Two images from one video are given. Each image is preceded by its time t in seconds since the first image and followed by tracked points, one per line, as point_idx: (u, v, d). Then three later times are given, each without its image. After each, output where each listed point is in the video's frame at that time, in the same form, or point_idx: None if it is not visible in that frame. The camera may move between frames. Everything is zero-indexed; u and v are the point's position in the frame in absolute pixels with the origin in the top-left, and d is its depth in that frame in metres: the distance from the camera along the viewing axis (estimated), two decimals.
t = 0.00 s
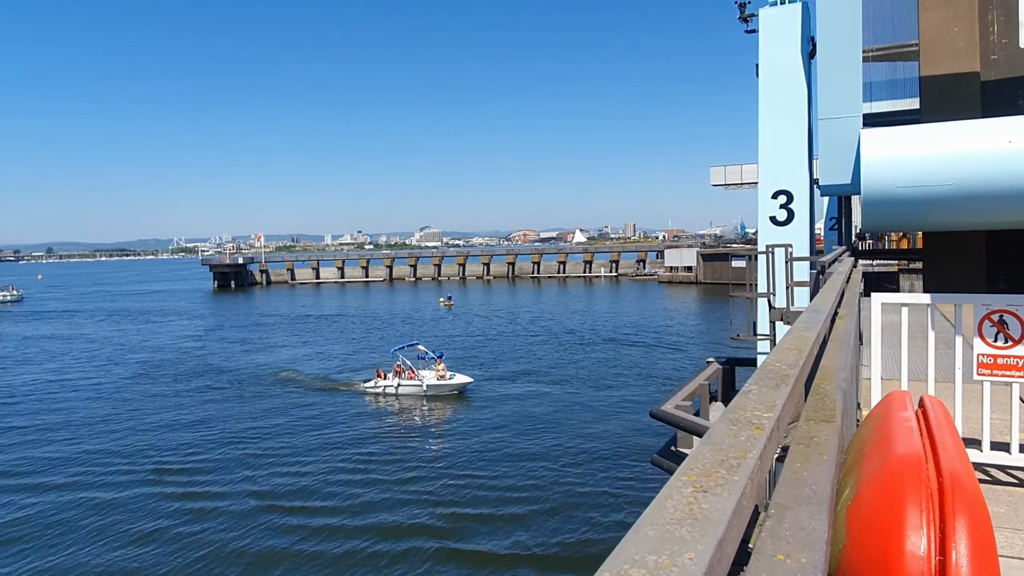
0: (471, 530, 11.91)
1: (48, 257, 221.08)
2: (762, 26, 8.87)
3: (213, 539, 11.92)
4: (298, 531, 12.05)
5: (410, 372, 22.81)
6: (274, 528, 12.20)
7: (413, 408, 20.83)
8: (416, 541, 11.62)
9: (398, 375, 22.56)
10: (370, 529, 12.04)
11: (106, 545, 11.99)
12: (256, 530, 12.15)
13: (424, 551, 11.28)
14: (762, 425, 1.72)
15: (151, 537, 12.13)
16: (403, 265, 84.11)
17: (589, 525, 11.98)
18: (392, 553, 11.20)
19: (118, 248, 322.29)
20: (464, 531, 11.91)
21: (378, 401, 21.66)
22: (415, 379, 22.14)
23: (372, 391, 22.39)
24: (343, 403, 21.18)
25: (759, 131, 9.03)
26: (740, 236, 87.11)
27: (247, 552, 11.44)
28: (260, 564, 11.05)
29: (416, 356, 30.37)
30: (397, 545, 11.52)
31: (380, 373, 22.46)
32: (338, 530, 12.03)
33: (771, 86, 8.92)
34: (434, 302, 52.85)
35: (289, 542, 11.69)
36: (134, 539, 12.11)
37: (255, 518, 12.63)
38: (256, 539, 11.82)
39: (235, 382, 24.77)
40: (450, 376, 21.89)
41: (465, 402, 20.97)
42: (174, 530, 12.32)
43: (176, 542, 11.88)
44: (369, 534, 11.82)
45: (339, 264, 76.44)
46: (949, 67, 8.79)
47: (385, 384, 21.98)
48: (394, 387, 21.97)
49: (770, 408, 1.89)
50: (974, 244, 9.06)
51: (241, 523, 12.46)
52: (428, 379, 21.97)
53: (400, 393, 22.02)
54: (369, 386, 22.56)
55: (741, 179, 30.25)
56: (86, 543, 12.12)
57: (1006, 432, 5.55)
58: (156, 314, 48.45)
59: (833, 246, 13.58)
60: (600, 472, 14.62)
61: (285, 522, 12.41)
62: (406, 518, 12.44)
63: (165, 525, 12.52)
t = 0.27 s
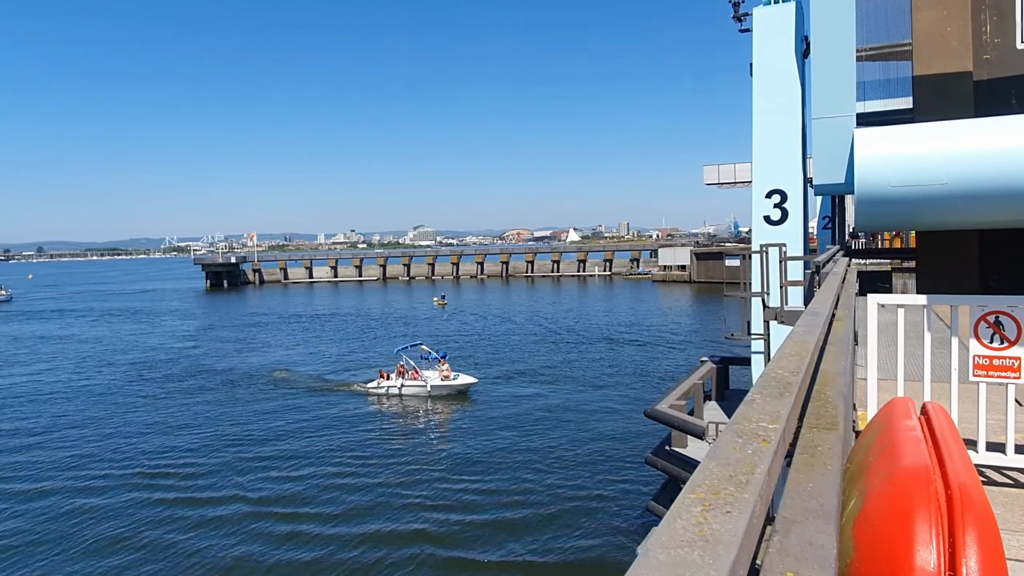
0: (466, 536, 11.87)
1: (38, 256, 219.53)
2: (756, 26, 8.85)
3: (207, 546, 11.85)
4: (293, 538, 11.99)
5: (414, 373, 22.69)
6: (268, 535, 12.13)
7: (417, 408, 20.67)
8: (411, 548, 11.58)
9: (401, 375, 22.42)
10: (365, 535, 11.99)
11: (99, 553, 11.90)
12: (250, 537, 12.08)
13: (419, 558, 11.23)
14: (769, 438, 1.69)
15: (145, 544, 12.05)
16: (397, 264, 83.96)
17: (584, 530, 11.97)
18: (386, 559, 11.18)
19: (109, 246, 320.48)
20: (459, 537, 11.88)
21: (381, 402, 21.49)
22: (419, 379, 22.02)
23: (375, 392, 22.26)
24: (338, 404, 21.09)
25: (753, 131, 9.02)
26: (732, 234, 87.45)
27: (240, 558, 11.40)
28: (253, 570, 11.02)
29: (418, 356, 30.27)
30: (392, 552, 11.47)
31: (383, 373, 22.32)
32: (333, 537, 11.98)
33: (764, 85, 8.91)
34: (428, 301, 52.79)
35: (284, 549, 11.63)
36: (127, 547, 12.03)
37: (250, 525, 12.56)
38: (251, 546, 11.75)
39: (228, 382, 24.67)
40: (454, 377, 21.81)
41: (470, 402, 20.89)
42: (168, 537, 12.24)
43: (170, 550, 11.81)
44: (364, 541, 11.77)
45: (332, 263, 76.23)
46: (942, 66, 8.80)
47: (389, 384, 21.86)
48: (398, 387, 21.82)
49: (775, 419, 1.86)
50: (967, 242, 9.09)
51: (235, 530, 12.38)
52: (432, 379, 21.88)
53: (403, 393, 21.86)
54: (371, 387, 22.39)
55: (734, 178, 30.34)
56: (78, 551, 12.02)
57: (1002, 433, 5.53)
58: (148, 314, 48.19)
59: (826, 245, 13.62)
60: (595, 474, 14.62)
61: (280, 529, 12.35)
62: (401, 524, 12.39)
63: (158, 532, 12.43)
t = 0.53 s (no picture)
0: (465, 545, 11.83)
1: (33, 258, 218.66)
2: (751, 27, 8.85)
3: (204, 556, 11.78)
4: (291, 547, 11.94)
5: (420, 377, 22.53)
6: (266, 544, 12.06)
7: (424, 412, 20.52)
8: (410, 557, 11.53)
9: (407, 379, 22.25)
10: (364, 544, 11.93)
11: (96, 563, 11.82)
12: (247, 546, 12.02)
13: (418, 566, 11.19)
14: (776, 454, 1.66)
15: (141, 554, 11.98)
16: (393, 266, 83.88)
17: (583, 538, 11.93)
18: (381, 568, 11.15)
19: (103, 249, 319.25)
20: (458, 545, 11.84)
21: (388, 406, 21.32)
22: (425, 383, 21.86)
23: (381, 396, 22.08)
24: (336, 409, 21.02)
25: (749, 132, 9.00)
26: (728, 236, 87.63)
27: (234, 567, 11.33)
28: None
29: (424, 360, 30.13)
30: (390, 560, 11.43)
31: (390, 377, 22.14)
32: (331, 546, 11.93)
33: (761, 86, 8.89)
34: (424, 303, 52.74)
35: (282, 558, 11.58)
36: (123, 557, 11.95)
37: (247, 533, 12.50)
38: (248, 556, 11.69)
39: (224, 386, 24.58)
40: (461, 381, 21.67)
41: (477, 406, 20.78)
42: (165, 547, 12.17)
43: (167, 559, 11.75)
44: (362, 550, 11.72)
45: (329, 266, 76.14)
46: (937, 69, 8.85)
47: (395, 388, 21.69)
48: (404, 390, 21.66)
49: (781, 433, 1.84)
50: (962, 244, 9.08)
51: (232, 539, 12.31)
52: (439, 384, 21.73)
53: (409, 397, 21.71)
54: (376, 391, 22.24)
55: (730, 179, 30.43)
56: (74, 561, 11.94)
57: (1000, 437, 5.51)
58: (143, 318, 48.01)
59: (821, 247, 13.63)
60: (591, 479, 14.61)
61: (278, 537, 12.29)
62: (400, 532, 12.34)
63: (154, 542, 12.36)
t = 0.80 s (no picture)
0: (464, 551, 11.80)
1: (28, 261, 217.78)
2: (748, 29, 8.85)
3: (202, 563, 11.73)
4: (289, 554, 11.89)
5: (427, 380, 22.37)
6: (264, 551, 12.01)
7: (431, 415, 20.36)
8: (408, 564, 11.50)
9: (414, 382, 22.10)
10: (362, 552, 11.90)
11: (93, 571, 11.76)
12: (245, 554, 11.97)
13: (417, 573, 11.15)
14: (782, 462, 1.65)
15: (138, 561, 11.92)
16: (390, 268, 83.82)
17: (582, 543, 11.90)
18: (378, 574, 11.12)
19: (99, 251, 318.52)
20: (458, 552, 11.80)
21: (395, 409, 21.16)
22: (433, 386, 21.69)
23: (388, 399, 21.94)
24: (334, 412, 20.95)
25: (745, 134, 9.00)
26: (725, 237, 87.75)
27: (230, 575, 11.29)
28: None
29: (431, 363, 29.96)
30: (389, 567, 11.39)
31: (396, 380, 21.99)
32: (330, 553, 11.88)
33: (757, 88, 8.90)
34: (421, 305, 52.68)
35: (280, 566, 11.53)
36: (121, 564, 11.90)
37: (245, 540, 12.45)
38: (246, 563, 11.64)
39: (221, 389, 24.52)
40: (468, 384, 21.51)
41: (484, 409, 20.64)
42: (162, 555, 12.10)
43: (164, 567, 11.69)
44: (361, 557, 11.68)
45: (326, 268, 76.01)
46: (933, 70, 8.90)
47: (402, 391, 21.54)
48: (411, 393, 21.50)
49: (787, 440, 1.83)
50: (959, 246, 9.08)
51: (229, 545, 12.26)
52: (447, 387, 21.56)
53: (417, 400, 21.56)
54: (383, 393, 22.08)
55: (726, 181, 30.48)
56: (71, 569, 11.88)
57: (998, 439, 5.49)
58: (140, 320, 47.86)
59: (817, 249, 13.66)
60: (589, 482, 14.61)
61: (276, 544, 12.24)
62: (398, 538, 12.31)
63: (152, 549, 12.30)
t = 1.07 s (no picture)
0: (461, 552, 11.76)
1: (20, 262, 216.60)
2: (742, 31, 8.89)
3: (198, 565, 11.67)
4: (286, 555, 11.83)
5: (433, 381, 22.26)
6: (260, 553, 11.96)
7: (437, 417, 20.23)
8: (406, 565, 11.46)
9: (420, 383, 21.98)
10: (359, 553, 11.85)
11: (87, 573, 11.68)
12: (242, 555, 11.91)
13: (414, 574, 11.11)
14: (788, 465, 1.65)
15: (134, 564, 11.85)
16: (385, 268, 83.72)
17: (578, 544, 11.89)
18: None
19: (93, 253, 317.86)
20: (455, 553, 11.76)
21: (401, 410, 21.05)
22: (439, 388, 21.57)
23: (393, 400, 21.83)
24: (331, 413, 20.87)
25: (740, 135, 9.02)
26: (719, 237, 87.96)
27: None
28: None
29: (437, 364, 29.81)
30: (385, 568, 11.35)
31: (402, 381, 21.88)
32: (326, 554, 11.83)
33: (751, 90, 8.93)
34: (416, 306, 52.64)
35: (277, 567, 11.48)
36: (116, 566, 11.82)
37: (241, 542, 12.39)
38: (243, 564, 11.60)
39: (216, 391, 24.45)
40: (474, 386, 21.41)
41: (491, 411, 20.53)
42: (157, 556, 12.03)
43: (160, 568, 11.62)
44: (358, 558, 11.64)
45: (321, 269, 75.88)
46: (924, 71, 9.02)
47: (408, 393, 21.43)
48: (417, 395, 21.40)
49: (791, 441, 1.83)
50: (953, 246, 9.09)
51: (223, 548, 12.20)
52: (453, 388, 21.45)
53: (422, 402, 21.43)
54: (389, 395, 21.96)
55: (720, 181, 30.65)
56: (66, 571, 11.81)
57: (995, 439, 5.49)
58: (133, 322, 47.67)
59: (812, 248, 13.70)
60: (584, 483, 14.62)
61: (273, 546, 12.19)
62: (395, 539, 12.26)
63: (147, 551, 12.23)
